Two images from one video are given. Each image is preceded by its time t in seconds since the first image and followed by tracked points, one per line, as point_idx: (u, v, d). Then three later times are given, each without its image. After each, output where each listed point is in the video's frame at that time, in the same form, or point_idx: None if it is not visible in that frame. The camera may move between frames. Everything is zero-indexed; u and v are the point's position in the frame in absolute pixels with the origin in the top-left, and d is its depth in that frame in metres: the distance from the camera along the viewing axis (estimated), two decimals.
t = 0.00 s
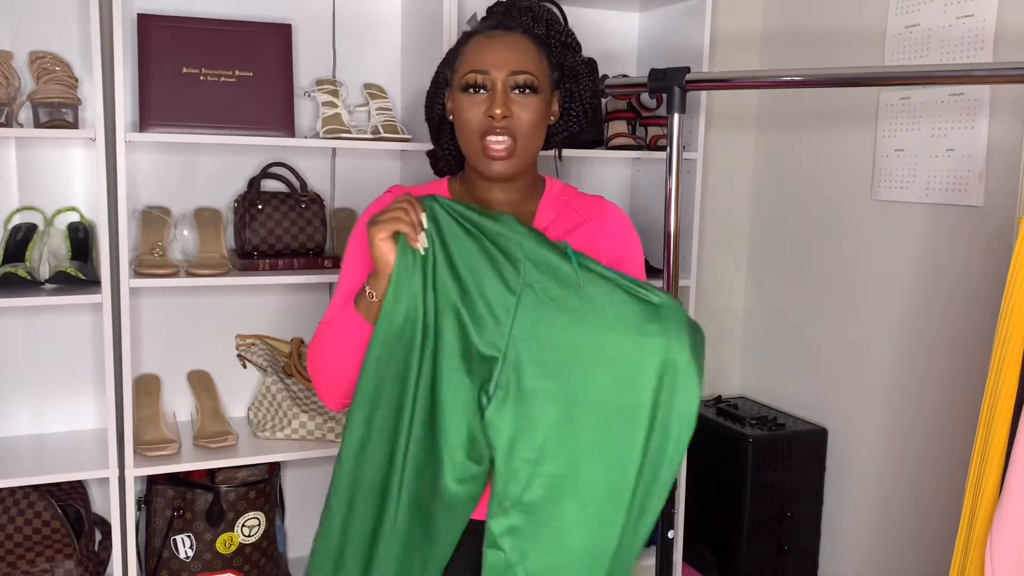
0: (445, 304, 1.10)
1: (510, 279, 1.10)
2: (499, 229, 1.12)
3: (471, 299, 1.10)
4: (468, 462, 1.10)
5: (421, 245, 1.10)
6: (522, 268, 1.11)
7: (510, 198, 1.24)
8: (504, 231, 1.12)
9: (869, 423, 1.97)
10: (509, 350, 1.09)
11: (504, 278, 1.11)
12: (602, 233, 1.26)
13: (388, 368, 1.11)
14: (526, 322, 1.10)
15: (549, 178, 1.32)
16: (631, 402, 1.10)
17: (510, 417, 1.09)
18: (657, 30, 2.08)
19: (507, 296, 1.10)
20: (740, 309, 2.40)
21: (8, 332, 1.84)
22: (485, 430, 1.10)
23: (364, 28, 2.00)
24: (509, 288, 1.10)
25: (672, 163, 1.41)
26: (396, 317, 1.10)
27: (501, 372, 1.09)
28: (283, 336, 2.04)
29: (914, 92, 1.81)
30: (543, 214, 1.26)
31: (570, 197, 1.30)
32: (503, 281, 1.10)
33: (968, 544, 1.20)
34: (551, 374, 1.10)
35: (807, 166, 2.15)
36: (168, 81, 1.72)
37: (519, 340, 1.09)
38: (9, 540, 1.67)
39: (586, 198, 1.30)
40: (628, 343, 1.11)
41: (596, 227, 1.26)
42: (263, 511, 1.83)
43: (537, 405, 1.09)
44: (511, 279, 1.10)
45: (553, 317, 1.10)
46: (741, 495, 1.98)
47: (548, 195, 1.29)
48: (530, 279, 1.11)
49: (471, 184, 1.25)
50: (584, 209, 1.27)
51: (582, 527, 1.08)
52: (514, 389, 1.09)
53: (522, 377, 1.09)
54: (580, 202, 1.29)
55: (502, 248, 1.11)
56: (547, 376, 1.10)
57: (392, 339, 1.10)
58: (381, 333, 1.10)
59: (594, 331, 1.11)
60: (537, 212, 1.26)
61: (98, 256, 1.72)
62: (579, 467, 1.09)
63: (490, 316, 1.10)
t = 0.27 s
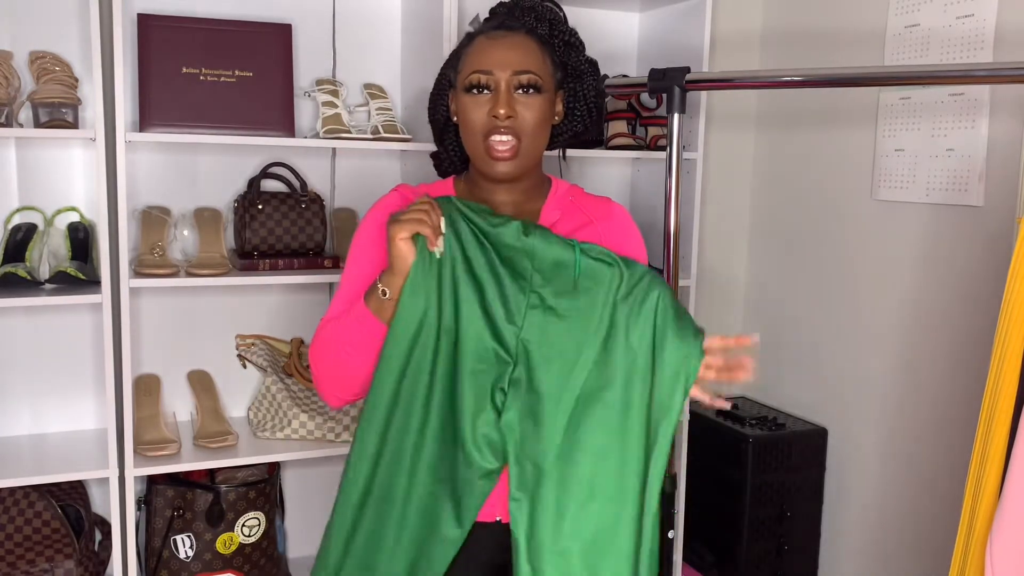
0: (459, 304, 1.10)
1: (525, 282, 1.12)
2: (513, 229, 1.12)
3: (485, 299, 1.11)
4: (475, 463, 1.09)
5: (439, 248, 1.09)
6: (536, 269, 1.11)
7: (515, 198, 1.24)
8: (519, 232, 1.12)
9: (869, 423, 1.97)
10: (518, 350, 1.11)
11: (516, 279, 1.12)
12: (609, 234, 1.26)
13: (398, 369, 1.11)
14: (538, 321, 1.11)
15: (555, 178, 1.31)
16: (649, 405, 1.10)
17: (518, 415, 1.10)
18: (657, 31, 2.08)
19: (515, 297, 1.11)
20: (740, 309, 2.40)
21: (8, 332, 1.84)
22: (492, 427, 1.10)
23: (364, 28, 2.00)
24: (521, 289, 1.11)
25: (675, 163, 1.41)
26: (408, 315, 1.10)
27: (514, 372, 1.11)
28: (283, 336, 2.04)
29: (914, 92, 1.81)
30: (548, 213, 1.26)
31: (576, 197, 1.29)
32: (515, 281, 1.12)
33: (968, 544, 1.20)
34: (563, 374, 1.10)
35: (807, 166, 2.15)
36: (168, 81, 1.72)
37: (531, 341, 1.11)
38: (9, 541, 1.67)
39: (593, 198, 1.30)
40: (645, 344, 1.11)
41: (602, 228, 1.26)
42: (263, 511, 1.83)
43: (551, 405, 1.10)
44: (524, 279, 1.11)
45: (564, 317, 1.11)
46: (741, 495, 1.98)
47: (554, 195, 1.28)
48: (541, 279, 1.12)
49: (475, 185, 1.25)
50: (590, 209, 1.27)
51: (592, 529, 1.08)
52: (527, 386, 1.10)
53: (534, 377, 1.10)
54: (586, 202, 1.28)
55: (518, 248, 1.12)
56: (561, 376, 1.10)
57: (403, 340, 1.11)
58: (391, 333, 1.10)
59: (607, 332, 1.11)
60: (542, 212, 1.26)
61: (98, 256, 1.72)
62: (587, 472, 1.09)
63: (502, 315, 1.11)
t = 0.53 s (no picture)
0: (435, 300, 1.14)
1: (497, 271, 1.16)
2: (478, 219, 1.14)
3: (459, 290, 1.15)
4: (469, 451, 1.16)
5: (377, 256, 1.12)
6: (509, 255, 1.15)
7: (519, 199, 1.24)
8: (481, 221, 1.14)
9: (869, 423, 1.97)
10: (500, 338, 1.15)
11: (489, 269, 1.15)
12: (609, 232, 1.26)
13: (379, 373, 1.15)
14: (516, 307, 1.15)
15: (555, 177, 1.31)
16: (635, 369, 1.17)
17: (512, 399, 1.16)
18: (657, 31, 2.08)
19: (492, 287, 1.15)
20: (740, 309, 2.40)
21: (8, 332, 1.83)
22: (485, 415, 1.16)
23: (364, 28, 2.00)
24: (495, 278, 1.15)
25: (675, 163, 1.41)
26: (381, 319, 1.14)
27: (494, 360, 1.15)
28: (283, 336, 2.04)
29: (914, 92, 1.81)
30: (549, 211, 1.26)
31: (576, 195, 1.30)
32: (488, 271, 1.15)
33: (968, 544, 1.20)
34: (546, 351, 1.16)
35: (807, 166, 2.15)
36: (168, 81, 1.72)
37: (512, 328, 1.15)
38: (9, 540, 1.67)
39: (593, 197, 1.30)
40: (624, 316, 1.17)
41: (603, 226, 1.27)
42: (263, 512, 1.83)
43: (538, 385, 1.16)
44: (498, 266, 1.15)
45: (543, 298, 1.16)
46: (741, 495, 1.98)
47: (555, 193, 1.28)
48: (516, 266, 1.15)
49: (478, 187, 1.25)
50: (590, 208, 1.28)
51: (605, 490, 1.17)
52: (513, 373, 1.15)
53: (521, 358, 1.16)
54: (586, 201, 1.29)
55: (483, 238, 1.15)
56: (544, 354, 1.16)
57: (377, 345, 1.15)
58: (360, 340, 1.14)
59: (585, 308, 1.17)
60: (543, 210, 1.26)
61: (98, 256, 1.72)
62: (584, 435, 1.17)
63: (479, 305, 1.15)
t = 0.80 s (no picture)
0: (443, 301, 1.15)
1: (506, 268, 1.15)
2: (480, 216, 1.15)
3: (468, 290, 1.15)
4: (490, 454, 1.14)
5: (371, 257, 1.13)
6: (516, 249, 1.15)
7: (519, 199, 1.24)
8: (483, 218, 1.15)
9: (870, 423, 1.97)
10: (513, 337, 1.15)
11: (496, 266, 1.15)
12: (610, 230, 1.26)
13: (393, 382, 1.15)
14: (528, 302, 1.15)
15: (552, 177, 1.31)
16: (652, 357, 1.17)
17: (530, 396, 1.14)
18: (657, 31, 2.08)
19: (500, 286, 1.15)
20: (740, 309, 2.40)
21: (8, 332, 1.84)
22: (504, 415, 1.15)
23: (363, 28, 2.00)
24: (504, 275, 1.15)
25: (675, 161, 1.41)
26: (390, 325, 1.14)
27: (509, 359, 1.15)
28: (283, 335, 2.04)
29: (914, 92, 1.81)
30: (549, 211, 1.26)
31: (573, 196, 1.30)
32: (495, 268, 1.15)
33: (969, 544, 1.20)
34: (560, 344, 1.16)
35: (807, 166, 2.15)
36: (168, 81, 1.72)
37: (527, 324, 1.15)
38: (9, 540, 1.67)
39: (590, 196, 1.30)
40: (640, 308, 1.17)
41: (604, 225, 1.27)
42: (263, 511, 1.83)
43: (556, 380, 1.15)
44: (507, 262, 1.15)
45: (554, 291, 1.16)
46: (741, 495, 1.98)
47: (552, 193, 1.28)
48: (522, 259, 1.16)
49: (477, 187, 1.25)
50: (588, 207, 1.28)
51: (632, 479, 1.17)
52: (528, 369, 1.15)
53: (538, 353, 1.15)
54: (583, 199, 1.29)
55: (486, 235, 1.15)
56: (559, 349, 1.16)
57: (387, 353, 1.14)
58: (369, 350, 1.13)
59: (599, 296, 1.16)
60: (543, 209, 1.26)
61: (98, 256, 1.72)
62: (610, 426, 1.16)
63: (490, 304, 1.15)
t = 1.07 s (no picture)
0: (461, 275, 1.10)
1: (525, 239, 1.11)
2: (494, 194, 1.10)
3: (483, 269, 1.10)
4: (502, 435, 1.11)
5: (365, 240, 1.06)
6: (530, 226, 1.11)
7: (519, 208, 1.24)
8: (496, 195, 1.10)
9: (870, 423, 1.97)
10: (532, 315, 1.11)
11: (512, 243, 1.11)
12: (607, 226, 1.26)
13: (403, 369, 1.09)
14: (547, 278, 1.11)
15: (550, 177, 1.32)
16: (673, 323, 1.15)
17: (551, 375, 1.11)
18: (657, 31, 2.08)
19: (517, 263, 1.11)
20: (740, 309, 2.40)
21: (8, 332, 1.83)
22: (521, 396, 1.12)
23: (363, 28, 2.00)
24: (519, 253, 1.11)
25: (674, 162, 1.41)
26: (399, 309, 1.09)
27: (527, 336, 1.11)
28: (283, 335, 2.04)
29: (914, 92, 1.81)
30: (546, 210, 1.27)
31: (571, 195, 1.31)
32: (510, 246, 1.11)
33: (968, 544, 1.20)
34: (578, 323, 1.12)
35: (807, 166, 2.15)
36: (168, 81, 1.72)
37: (545, 298, 1.11)
38: (9, 540, 1.67)
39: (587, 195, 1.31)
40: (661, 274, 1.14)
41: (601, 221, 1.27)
42: (263, 511, 1.83)
43: (580, 352, 1.13)
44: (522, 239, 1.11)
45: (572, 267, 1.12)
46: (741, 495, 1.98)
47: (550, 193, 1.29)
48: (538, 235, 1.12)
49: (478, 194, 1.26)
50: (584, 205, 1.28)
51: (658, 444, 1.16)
52: (550, 343, 1.12)
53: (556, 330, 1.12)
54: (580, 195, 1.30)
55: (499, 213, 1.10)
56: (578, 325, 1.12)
57: (396, 336, 1.09)
58: (375, 337, 1.08)
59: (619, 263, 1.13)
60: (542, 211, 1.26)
61: (98, 256, 1.72)
62: (631, 391, 1.15)
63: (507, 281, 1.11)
